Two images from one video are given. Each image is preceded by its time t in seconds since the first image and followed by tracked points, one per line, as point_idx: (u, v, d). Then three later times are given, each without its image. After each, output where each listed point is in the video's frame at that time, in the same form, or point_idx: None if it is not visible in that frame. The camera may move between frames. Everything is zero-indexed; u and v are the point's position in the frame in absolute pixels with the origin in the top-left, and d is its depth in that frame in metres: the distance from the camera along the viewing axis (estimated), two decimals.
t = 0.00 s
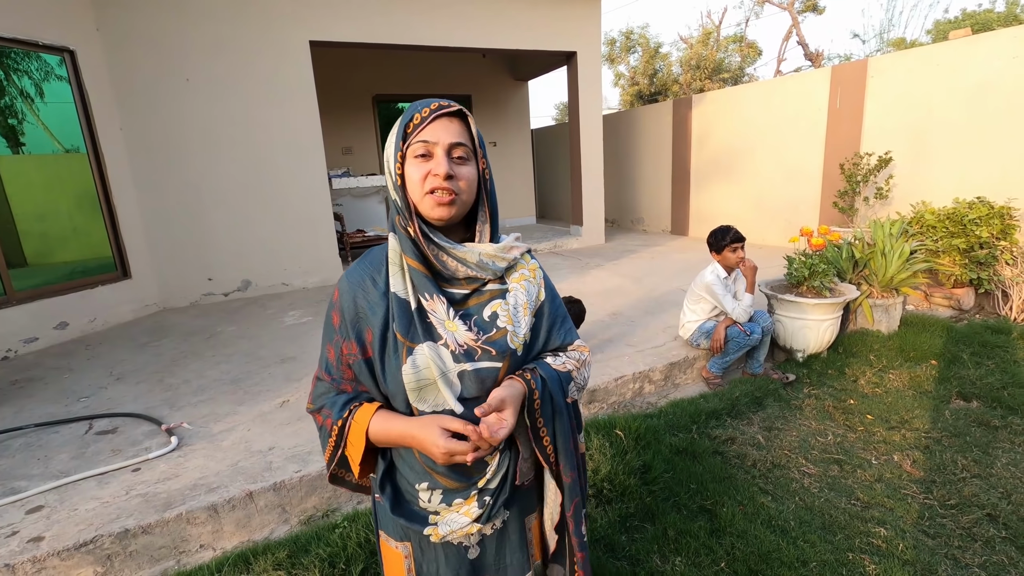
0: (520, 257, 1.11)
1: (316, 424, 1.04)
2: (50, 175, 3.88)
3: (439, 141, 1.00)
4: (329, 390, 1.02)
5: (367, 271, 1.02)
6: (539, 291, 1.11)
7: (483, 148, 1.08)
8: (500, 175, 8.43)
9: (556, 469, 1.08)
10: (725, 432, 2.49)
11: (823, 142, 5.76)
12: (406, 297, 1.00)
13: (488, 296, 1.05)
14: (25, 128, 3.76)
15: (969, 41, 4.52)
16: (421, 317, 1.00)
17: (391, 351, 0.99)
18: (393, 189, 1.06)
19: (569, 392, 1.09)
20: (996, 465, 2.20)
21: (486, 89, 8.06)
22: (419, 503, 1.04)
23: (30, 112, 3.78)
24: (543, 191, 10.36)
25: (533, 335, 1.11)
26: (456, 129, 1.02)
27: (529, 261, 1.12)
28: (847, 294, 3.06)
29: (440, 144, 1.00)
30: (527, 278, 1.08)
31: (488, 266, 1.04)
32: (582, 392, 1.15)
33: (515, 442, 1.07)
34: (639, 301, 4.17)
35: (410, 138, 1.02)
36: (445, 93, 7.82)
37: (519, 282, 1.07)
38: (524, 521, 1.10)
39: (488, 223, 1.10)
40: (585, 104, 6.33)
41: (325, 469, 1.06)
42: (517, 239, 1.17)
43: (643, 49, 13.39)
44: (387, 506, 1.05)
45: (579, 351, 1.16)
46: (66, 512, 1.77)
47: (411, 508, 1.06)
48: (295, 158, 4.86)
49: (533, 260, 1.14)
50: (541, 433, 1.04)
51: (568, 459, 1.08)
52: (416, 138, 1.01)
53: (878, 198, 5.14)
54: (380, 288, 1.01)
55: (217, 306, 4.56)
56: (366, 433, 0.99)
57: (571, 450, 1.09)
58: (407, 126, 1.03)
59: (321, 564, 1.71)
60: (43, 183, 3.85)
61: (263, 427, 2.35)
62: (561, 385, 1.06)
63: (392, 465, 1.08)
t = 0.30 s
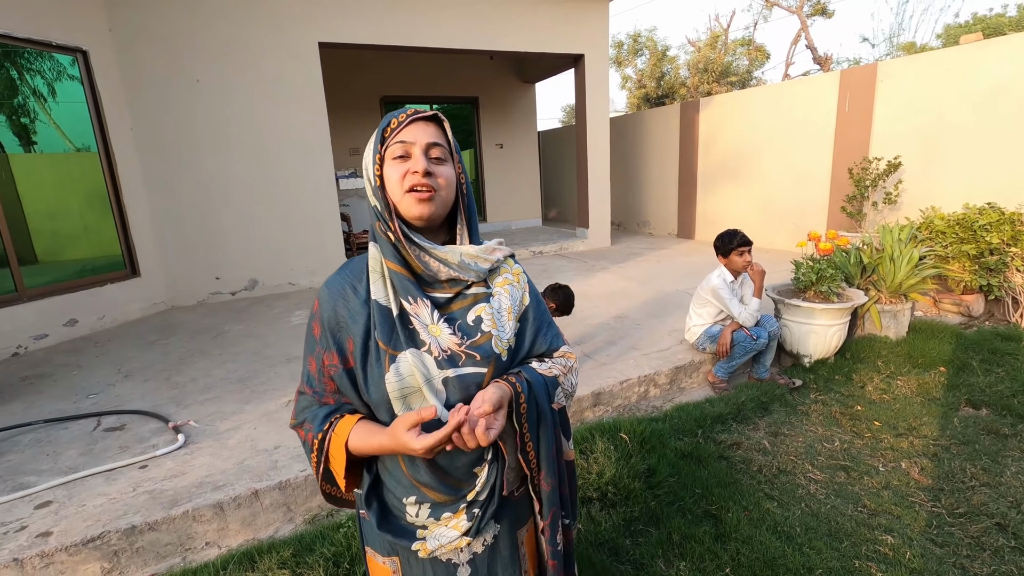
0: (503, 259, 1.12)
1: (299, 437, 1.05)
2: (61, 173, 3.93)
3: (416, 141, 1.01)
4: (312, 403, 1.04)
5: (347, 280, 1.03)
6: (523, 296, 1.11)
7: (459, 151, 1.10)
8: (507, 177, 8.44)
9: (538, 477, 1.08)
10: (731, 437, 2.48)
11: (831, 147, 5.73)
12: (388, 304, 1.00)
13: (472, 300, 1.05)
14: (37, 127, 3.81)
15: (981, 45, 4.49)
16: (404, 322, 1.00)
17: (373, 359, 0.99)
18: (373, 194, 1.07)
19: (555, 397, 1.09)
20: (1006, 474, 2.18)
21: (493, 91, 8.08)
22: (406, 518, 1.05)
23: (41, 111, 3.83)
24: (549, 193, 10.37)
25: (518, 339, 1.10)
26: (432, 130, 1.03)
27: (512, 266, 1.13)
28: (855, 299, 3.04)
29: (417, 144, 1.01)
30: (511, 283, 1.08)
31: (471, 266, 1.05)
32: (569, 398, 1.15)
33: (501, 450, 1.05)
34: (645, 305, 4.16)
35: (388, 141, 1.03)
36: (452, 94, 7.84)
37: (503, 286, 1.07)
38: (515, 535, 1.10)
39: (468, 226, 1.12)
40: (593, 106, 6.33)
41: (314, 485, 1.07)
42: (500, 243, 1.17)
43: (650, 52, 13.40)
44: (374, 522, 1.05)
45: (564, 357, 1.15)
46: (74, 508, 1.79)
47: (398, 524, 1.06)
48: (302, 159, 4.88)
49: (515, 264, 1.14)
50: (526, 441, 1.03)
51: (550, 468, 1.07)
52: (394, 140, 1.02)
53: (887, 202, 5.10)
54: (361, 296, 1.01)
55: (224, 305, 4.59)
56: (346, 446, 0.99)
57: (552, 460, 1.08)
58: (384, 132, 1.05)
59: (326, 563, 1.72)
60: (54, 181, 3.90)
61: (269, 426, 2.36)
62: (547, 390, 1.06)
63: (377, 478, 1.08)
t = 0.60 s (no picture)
0: (491, 265, 1.12)
1: (283, 448, 1.03)
2: (75, 171, 3.97)
3: (402, 149, 1.01)
4: (296, 412, 1.03)
5: (335, 286, 1.03)
6: (512, 300, 1.12)
7: (445, 158, 1.10)
8: (514, 176, 8.45)
9: (528, 485, 1.08)
10: (739, 439, 2.46)
11: (842, 147, 5.68)
12: (377, 310, 1.01)
13: (461, 305, 1.06)
14: (51, 125, 3.84)
15: (996, 45, 4.44)
16: (393, 329, 1.01)
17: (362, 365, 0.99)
18: (359, 200, 1.06)
19: (544, 403, 1.09)
20: (1020, 480, 2.15)
21: (502, 90, 8.08)
22: (396, 528, 1.04)
23: (55, 110, 3.87)
24: (557, 193, 10.36)
25: (508, 343, 1.11)
26: (418, 138, 1.03)
27: (500, 272, 1.13)
28: (866, 302, 3.01)
29: (403, 152, 1.01)
30: (500, 287, 1.09)
31: (459, 272, 1.04)
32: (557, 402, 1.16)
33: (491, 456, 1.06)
34: (652, 305, 4.15)
35: (373, 147, 1.03)
36: (461, 94, 7.86)
37: (492, 291, 1.08)
38: (504, 544, 1.11)
39: (455, 233, 1.12)
40: (602, 106, 6.32)
41: (300, 502, 1.05)
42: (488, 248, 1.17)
43: (659, 52, 13.36)
44: (364, 533, 1.04)
45: (551, 361, 1.18)
46: (86, 501, 1.81)
47: (388, 534, 1.06)
48: (311, 158, 4.91)
49: (504, 269, 1.14)
50: (516, 446, 1.04)
51: (539, 474, 1.08)
52: (379, 147, 1.02)
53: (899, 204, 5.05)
54: (349, 302, 1.02)
55: (233, 303, 4.62)
56: (333, 453, 0.97)
57: (542, 465, 1.09)
58: (370, 137, 1.04)
59: (333, 560, 1.73)
60: (67, 179, 3.93)
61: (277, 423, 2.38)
62: (536, 396, 1.07)
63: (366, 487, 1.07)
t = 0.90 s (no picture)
0: (480, 262, 1.14)
1: (275, 458, 1.02)
2: (80, 172, 3.98)
3: (387, 148, 1.01)
4: (288, 420, 1.01)
5: (323, 289, 1.02)
6: (501, 298, 1.13)
7: (428, 157, 1.11)
8: (517, 176, 8.45)
9: (524, 483, 1.09)
10: (742, 439, 2.46)
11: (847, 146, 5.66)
12: (367, 313, 1.01)
13: (451, 304, 1.06)
14: (55, 125, 3.85)
15: (1000, 44, 4.42)
16: (383, 332, 1.00)
17: (354, 368, 0.98)
18: (345, 203, 1.06)
19: (537, 401, 1.11)
20: None
21: (504, 90, 8.08)
22: (391, 530, 1.04)
23: (60, 110, 3.87)
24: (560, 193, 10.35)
25: (500, 341, 1.11)
26: (401, 137, 1.04)
27: (489, 268, 1.15)
28: (870, 302, 3.00)
29: (388, 150, 1.01)
30: (489, 285, 1.11)
31: (449, 272, 1.06)
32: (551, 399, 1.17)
33: (486, 453, 1.07)
34: (656, 305, 4.14)
35: (357, 149, 1.03)
36: (464, 94, 7.86)
37: (481, 289, 1.09)
38: (501, 543, 1.12)
39: (442, 233, 1.13)
40: (605, 106, 6.31)
41: (287, 509, 1.05)
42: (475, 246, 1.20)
43: (662, 51, 13.33)
44: (357, 535, 1.04)
45: (546, 356, 1.19)
46: (91, 500, 1.82)
47: (382, 536, 1.06)
48: (314, 159, 4.92)
49: (492, 266, 1.17)
50: (510, 443, 1.06)
51: (535, 472, 1.09)
52: (363, 148, 1.02)
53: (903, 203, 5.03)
54: (338, 305, 1.01)
55: (236, 302, 4.64)
56: (334, 459, 0.97)
57: (537, 463, 1.10)
58: (353, 138, 1.04)
59: (337, 559, 1.73)
60: (72, 179, 3.94)
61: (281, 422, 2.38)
62: (528, 394, 1.08)
63: (359, 489, 1.07)
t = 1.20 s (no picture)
0: (471, 253, 1.13)
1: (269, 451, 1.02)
2: (73, 164, 3.94)
3: (371, 140, 1.00)
4: (282, 414, 1.02)
5: (314, 284, 1.04)
6: (493, 289, 1.11)
7: (415, 149, 1.10)
8: (514, 172, 8.43)
9: (516, 479, 1.09)
10: (738, 435, 2.47)
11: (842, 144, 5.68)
12: (354, 307, 1.01)
13: (439, 296, 1.05)
14: (46, 117, 3.80)
15: (996, 42, 4.43)
16: (371, 325, 1.00)
17: (342, 361, 0.99)
18: (331, 197, 1.06)
19: (530, 395, 1.09)
20: (1017, 475, 2.17)
21: (502, 85, 8.06)
22: (383, 525, 1.05)
23: (52, 102, 3.82)
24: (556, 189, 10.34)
25: (492, 333, 1.10)
26: (386, 129, 1.03)
27: (481, 259, 1.14)
28: (865, 299, 3.01)
29: (372, 143, 1.00)
30: (480, 276, 1.09)
31: (436, 264, 1.04)
32: (547, 393, 1.15)
33: (477, 448, 1.06)
34: (652, 301, 4.15)
35: (341, 142, 1.03)
36: (460, 88, 7.83)
37: (472, 280, 1.08)
38: (496, 540, 1.11)
39: (430, 224, 1.12)
40: (602, 101, 6.30)
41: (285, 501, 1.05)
42: (468, 238, 1.18)
43: (659, 47, 13.30)
44: (348, 530, 1.05)
45: (543, 350, 1.16)
46: (86, 494, 1.81)
47: (374, 532, 1.06)
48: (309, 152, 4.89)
49: (485, 257, 1.15)
50: (501, 439, 1.05)
51: (527, 467, 1.09)
52: (347, 140, 1.01)
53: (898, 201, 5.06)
54: (327, 299, 1.02)
55: (231, 296, 4.61)
56: (321, 452, 0.97)
57: (529, 459, 1.09)
58: (337, 132, 1.04)
59: (334, 553, 1.73)
60: (64, 172, 3.90)
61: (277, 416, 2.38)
62: (520, 388, 1.07)
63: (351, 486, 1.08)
